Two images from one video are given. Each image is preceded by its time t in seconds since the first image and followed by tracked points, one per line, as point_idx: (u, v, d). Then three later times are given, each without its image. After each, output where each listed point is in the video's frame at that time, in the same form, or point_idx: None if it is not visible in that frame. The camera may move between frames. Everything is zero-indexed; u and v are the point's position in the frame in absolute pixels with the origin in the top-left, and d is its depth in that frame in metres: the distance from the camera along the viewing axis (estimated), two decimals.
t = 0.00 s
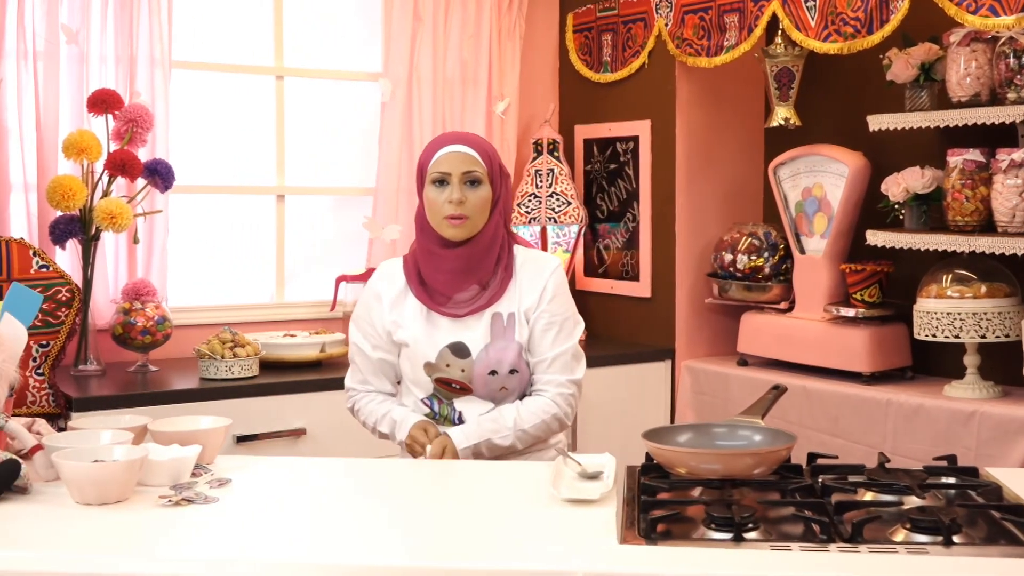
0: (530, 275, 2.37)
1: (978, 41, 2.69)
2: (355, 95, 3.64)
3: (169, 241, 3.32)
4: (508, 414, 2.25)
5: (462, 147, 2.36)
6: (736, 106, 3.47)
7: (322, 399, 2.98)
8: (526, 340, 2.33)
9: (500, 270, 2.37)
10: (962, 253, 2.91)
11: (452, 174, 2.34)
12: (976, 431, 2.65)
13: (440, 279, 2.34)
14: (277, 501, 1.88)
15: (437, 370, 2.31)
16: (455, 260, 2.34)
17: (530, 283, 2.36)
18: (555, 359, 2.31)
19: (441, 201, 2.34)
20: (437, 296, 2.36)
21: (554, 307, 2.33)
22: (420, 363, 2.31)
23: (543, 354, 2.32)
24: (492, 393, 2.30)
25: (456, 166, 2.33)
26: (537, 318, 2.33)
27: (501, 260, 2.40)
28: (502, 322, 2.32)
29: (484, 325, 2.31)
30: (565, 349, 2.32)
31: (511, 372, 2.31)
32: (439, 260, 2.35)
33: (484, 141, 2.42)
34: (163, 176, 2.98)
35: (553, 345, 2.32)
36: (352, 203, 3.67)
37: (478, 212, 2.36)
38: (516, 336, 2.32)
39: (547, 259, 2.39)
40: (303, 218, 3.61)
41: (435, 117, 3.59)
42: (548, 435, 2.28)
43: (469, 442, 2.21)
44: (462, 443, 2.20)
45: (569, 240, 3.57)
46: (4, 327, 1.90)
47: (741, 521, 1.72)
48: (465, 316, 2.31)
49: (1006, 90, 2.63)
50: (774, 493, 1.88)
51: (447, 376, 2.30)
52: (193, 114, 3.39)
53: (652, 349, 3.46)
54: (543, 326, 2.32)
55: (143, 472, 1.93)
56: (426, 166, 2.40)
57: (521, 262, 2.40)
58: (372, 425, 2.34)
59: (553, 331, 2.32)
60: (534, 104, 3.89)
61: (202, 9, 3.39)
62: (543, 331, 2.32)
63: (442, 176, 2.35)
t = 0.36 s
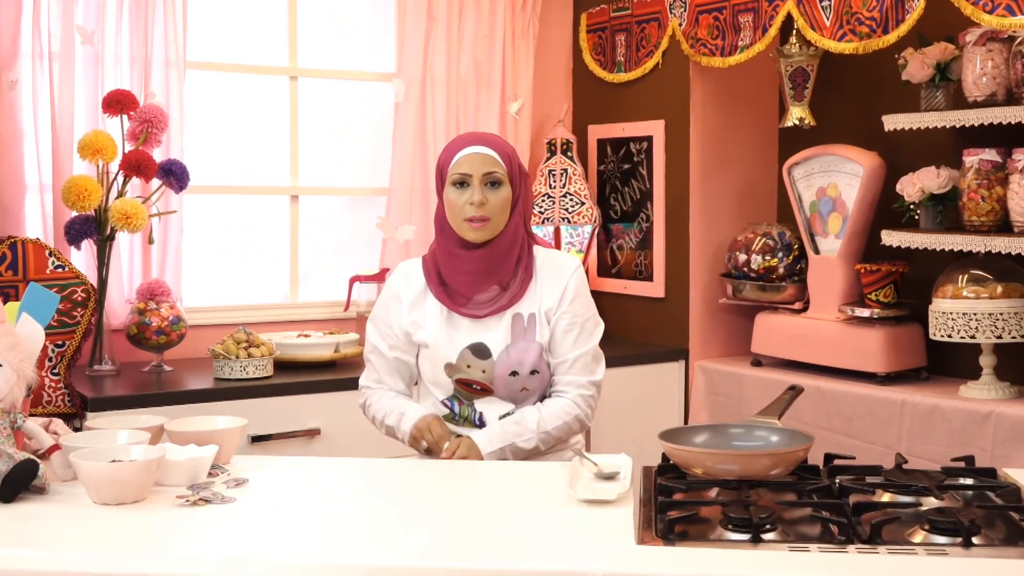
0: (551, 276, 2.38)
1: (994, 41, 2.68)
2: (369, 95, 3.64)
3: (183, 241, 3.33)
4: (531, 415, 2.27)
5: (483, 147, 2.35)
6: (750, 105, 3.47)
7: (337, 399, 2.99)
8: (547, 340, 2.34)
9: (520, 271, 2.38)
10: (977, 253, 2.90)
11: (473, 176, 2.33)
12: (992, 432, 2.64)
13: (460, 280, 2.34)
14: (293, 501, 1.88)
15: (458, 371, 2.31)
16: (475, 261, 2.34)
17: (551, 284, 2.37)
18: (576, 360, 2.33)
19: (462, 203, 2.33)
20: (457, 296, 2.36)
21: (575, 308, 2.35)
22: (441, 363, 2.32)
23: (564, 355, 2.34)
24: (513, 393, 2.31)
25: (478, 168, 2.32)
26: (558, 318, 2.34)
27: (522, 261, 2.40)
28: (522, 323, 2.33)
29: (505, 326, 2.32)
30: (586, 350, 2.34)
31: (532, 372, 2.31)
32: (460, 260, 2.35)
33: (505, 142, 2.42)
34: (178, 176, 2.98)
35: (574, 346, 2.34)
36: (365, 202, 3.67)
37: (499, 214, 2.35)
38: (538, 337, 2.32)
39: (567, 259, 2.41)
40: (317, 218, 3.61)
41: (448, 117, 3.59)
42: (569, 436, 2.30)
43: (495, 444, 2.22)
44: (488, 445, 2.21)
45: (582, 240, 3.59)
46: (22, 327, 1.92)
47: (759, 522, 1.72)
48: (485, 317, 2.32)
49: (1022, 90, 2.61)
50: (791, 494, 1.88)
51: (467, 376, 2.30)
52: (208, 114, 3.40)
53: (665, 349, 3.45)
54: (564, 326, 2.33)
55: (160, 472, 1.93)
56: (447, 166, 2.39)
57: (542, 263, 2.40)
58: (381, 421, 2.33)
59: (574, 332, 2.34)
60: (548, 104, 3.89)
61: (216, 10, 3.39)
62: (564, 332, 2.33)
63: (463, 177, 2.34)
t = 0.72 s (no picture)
0: (554, 276, 2.38)
1: (1000, 40, 2.67)
2: (374, 95, 3.64)
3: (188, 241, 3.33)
4: (541, 401, 2.26)
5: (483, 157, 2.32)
6: (755, 105, 3.46)
7: (342, 399, 2.99)
8: (552, 341, 2.34)
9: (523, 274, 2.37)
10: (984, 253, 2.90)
11: (473, 187, 2.30)
12: (999, 431, 2.63)
13: (463, 285, 2.34)
14: (302, 501, 1.88)
15: (463, 374, 2.32)
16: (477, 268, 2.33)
17: (555, 285, 2.37)
18: (582, 359, 2.32)
19: (463, 215, 2.31)
20: (460, 301, 2.36)
21: (580, 309, 2.34)
22: (447, 367, 2.33)
23: (570, 355, 2.33)
24: (519, 394, 2.32)
25: (478, 179, 2.29)
26: (562, 320, 2.34)
27: (524, 264, 2.39)
28: (526, 325, 2.33)
29: (510, 329, 2.33)
30: (591, 349, 2.33)
31: (538, 374, 2.32)
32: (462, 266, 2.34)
33: (506, 147, 2.38)
34: (184, 176, 2.98)
35: (579, 346, 2.33)
36: (370, 202, 3.67)
37: (500, 225, 2.32)
38: (542, 338, 2.33)
39: (571, 260, 2.41)
40: (322, 218, 3.61)
41: (453, 117, 3.59)
42: (578, 428, 2.28)
43: (505, 417, 2.20)
44: (499, 416, 2.20)
45: (587, 240, 3.59)
46: (31, 327, 1.92)
47: (769, 522, 1.72)
48: (489, 321, 2.33)
49: None
50: (800, 494, 1.87)
51: (473, 379, 2.32)
52: (213, 115, 3.40)
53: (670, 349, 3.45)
54: (569, 328, 2.33)
55: (169, 472, 1.93)
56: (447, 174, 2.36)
57: (546, 264, 2.41)
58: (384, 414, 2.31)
59: (579, 332, 2.33)
60: (553, 104, 3.89)
61: (222, 10, 3.39)
62: (569, 333, 2.33)
63: (463, 188, 2.31)
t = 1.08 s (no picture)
0: (554, 272, 2.39)
1: (1004, 40, 2.67)
2: (377, 95, 3.64)
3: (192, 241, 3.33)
4: (540, 403, 2.26)
5: (483, 148, 2.33)
6: (757, 105, 3.46)
7: (346, 398, 2.99)
8: (553, 337, 2.34)
9: (523, 271, 2.38)
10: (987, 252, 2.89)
11: (472, 174, 2.31)
12: (1003, 431, 2.63)
13: (463, 280, 2.34)
14: (308, 502, 1.87)
15: (464, 372, 2.31)
16: (477, 262, 2.33)
17: (555, 282, 2.37)
18: (584, 355, 2.32)
19: (461, 202, 2.31)
20: (460, 297, 2.36)
21: (580, 304, 2.35)
22: (447, 365, 2.33)
23: (571, 351, 2.33)
24: (521, 391, 2.31)
25: (476, 167, 2.31)
26: (563, 316, 2.33)
27: (524, 260, 2.40)
28: (527, 321, 2.33)
29: (510, 326, 2.32)
30: (592, 345, 2.33)
31: (539, 370, 2.31)
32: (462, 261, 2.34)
33: (506, 143, 2.39)
34: (187, 176, 2.98)
35: (580, 341, 2.33)
36: (373, 202, 3.67)
37: (498, 214, 2.33)
38: (543, 334, 2.33)
39: (571, 257, 2.41)
40: (325, 218, 3.61)
41: (456, 117, 3.59)
42: (579, 427, 2.28)
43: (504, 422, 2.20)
44: (496, 421, 2.20)
45: (591, 239, 3.60)
46: (37, 327, 1.92)
47: (777, 522, 1.72)
48: (489, 317, 2.32)
49: None
50: (807, 494, 1.87)
51: (475, 377, 2.31)
52: (216, 115, 3.40)
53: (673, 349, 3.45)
54: (569, 324, 2.33)
55: (175, 472, 1.93)
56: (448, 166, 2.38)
57: (545, 261, 2.40)
58: (406, 429, 2.31)
59: (580, 328, 2.33)
60: (556, 104, 3.89)
61: (224, 11, 3.39)
62: (569, 329, 2.33)
63: (462, 176, 2.32)
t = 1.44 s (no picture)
0: (557, 271, 2.38)
1: (1007, 40, 2.67)
2: (378, 95, 3.64)
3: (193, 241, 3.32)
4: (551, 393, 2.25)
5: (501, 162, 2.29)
6: (759, 105, 3.46)
7: (348, 398, 2.99)
8: (556, 333, 2.35)
9: (526, 267, 2.37)
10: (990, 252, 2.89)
11: (495, 200, 2.27)
12: (1006, 431, 2.63)
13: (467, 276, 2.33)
14: (313, 502, 1.87)
15: (466, 366, 2.31)
16: (482, 259, 2.33)
17: (558, 279, 2.37)
18: (592, 347, 2.32)
19: (480, 225, 2.28)
20: (463, 292, 2.35)
21: (583, 298, 2.36)
22: (449, 360, 2.32)
23: (580, 344, 2.33)
24: (522, 385, 2.32)
25: (500, 193, 2.27)
26: (567, 312, 2.34)
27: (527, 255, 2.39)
28: (529, 317, 2.33)
29: (512, 320, 2.32)
30: (599, 337, 2.33)
31: (540, 365, 2.32)
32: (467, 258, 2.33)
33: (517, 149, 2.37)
34: (189, 176, 2.97)
35: (587, 334, 2.33)
36: (375, 202, 3.66)
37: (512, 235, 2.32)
38: (544, 329, 2.33)
39: (572, 254, 2.41)
40: (326, 218, 3.61)
41: (457, 117, 3.59)
42: (594, 418, 2.27)
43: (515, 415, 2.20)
44: (507, 413, 2.19)
45: (592, 240, 3.60)
46: (41, 328, 1.91)
47: (783, 522, 1.72)
48: (493, 312, 2.31)
49: None
50: (812, 494, 1.87)
51: (476, 371, 2.30)
52: (218, 115, 3.40)
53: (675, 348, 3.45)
54: (575, 318, 2.34)
55: (179, 472, 1.92)
56: (464, 182, 2.31)
57: (547, 257, 2.40)
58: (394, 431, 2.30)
59: (586, 322, 2.34)
60: (557, 104, 3.89)
61: (226, 11, 3.39)
62: (575, 323, 2.34)
63: (482, 199, 2.28)
